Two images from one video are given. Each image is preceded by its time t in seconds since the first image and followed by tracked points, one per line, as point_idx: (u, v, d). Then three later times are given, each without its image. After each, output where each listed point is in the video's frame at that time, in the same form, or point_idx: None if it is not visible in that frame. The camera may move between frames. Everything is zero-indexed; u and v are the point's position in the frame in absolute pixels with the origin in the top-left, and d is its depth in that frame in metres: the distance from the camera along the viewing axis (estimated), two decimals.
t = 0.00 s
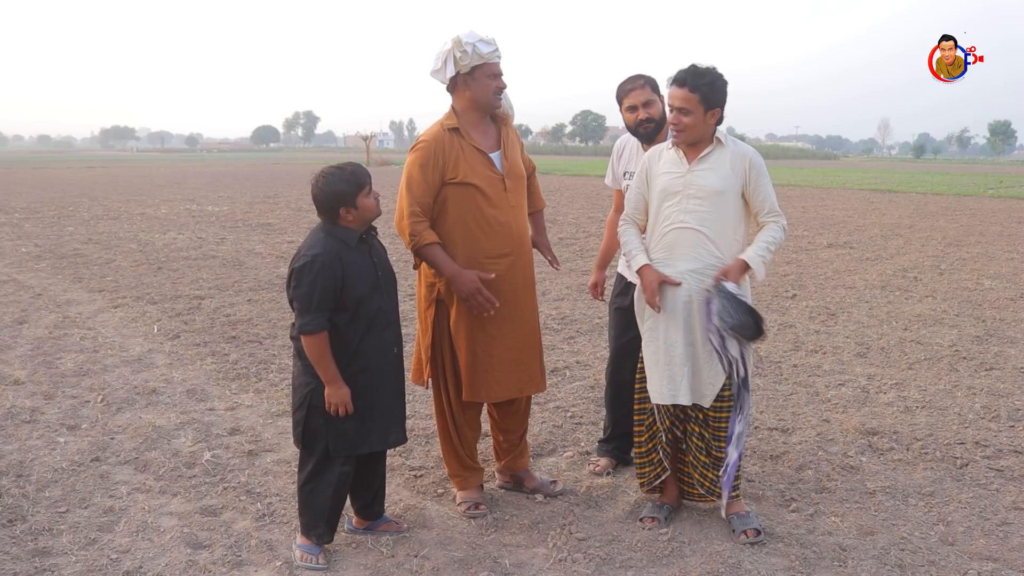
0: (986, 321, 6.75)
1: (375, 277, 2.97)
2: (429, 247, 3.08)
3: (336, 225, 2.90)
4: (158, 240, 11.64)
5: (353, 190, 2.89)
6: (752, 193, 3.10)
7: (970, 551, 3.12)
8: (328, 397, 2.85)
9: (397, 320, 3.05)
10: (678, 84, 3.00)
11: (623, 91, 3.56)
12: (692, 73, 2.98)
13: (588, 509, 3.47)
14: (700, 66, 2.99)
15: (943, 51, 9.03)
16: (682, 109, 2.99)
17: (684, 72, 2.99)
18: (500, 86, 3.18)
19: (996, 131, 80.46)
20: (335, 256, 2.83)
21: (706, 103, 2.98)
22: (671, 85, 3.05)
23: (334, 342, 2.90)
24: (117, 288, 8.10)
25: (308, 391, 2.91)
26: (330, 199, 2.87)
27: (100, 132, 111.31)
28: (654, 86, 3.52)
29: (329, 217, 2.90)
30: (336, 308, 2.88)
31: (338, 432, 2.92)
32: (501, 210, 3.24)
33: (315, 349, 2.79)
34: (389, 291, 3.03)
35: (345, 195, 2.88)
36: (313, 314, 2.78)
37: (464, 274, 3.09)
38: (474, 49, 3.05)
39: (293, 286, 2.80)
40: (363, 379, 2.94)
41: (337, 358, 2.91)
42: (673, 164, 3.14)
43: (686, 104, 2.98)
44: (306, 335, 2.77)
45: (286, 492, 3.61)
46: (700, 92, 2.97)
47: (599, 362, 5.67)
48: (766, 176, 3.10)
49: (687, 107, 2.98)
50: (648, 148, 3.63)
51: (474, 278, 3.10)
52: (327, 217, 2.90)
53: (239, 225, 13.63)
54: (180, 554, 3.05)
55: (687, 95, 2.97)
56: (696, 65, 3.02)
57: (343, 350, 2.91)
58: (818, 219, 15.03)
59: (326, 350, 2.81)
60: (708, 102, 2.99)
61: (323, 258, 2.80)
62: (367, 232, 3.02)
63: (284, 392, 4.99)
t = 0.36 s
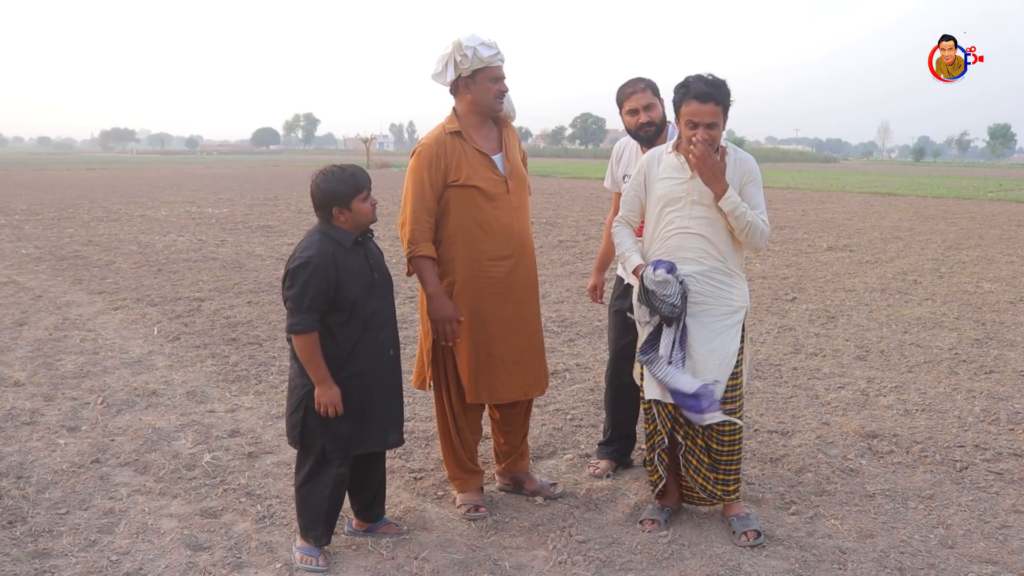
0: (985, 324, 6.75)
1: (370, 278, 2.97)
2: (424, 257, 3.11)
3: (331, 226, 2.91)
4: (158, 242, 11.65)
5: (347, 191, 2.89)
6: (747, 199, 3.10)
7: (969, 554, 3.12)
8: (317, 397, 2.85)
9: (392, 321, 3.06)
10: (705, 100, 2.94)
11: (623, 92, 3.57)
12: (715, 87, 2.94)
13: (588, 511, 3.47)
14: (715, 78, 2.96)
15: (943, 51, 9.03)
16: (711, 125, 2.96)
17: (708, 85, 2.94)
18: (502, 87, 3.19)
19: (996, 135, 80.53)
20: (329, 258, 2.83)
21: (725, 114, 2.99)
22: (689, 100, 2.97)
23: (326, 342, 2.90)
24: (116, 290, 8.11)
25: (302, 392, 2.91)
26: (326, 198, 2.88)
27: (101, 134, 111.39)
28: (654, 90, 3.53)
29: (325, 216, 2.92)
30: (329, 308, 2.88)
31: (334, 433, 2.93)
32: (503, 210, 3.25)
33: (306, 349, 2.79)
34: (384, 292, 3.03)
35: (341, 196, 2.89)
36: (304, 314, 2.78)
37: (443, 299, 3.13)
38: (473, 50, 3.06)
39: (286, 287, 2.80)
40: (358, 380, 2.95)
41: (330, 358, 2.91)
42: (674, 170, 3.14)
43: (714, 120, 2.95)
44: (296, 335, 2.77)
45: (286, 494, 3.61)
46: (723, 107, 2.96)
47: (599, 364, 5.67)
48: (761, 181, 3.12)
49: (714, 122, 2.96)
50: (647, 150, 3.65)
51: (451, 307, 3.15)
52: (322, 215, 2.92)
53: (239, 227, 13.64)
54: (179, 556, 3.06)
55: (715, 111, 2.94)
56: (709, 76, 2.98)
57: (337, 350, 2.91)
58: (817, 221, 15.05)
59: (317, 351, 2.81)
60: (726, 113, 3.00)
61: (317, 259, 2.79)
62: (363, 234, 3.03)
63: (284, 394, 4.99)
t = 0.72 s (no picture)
0: (985, 327, 6.75)
1: (364, 283, 2.96)
2: (423, 264, 3.12)
3: (328, 229, 2.92)
4: (158, 244, 11.66)
5: (344, 195, 2.89)
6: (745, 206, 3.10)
7: (969, 557, 3.12)
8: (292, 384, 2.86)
9: (385, 325, 3.05)
10: (706, 101, 2.95)
11: (622, 94, 3.57)
12: (713, 88, 2.94)
13: (588, 514, 3.47)
14: (713, 80, 2.97)
15: (943, 51, 9.05)
16: (711, 125, 2.97)
17: (707, 86, 2.95)
18: (503, 94, 3.19)
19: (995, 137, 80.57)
20: (320, 260, 2.83)
21: (725, 115, 3.01)
22: (689, 101, 2.98)
23: (313, 340, 2.91)
24: (117, 292, 8.11)
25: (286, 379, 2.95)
26: (323, 202, 2.89)
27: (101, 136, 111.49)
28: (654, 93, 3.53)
29: (321, 219, 2.92)
30: (315, 306, 2.88)
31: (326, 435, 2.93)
32: (504, 215, 3.25)
33: (279, 337, 2.77)
34: (378, 295, 3.03)
35: (337, 200, 2.89)
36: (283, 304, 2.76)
37: (435, 309, 3.16)
38: (475, 62, 3.04)
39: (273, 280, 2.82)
40: (348, 383, 2.94)
41: (320, 358, 2.91)
42: (674, 172, 3.15)
43: (713, 121, 2.96)
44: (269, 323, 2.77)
45: (286, 497, 3.61)
46: (722, 106, 2.97)
47: (599, 367, 5.68)
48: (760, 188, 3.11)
49: (714, 123, 2.97)
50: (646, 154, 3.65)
51: (443, 318, 3.19)
52: (319, 218, 2.92)
53: (239, 229, 13.65)
54: (179, 558, 3.06)
55: (714, 111, 2.95)
56: (707, 78, 2.99)
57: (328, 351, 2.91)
58: (817, 224, 15.07)
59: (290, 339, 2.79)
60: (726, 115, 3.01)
61: (307, 258, 2.80)
62: (361, 238, 3.03)
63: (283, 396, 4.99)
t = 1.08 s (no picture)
0: (985, 331, 6.75)
1: (362, 284, 2.97)
2: (421, 266, 3.12)
3: (328, 230, 2.92)
4: (159, 246, 11.66)
5: (346, 198, 2.89)
6: (745, 210, 3.10)
7: (969, 560, 3.12)
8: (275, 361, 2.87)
9: (382, 328, 3.07)
10: (679, 96, 3.01)
11: (623, 95, 3.58)
12: (690, 87, 2.99)
13: (588, 516, 3.47)
14: (703, 80, 2.99)
15: (943, 52, 9.06)
16: (678, 121, 3.01)
17: (686, 85, 3.00)
18: (502, 98, 3.19)
19: (995, 141, 80.61)
20: (316, 256, 2.84)
21: (707, 118, 2.98)
22: (673, 96, 3.06)
23: (308, 336, 2.90)
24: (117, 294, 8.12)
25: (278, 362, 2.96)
26: (324, 205, 2.90)
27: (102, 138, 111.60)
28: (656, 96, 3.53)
29: (323, 220, 2.92)
30: (308, 300, 2.88)
31: (323, 436, 2.93)
32: (503, 217, 3.26)
33: (258, 312, 2.75)
34: (376, 297, 3.04)
35: (338, 203, 2.89)
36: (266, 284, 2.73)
37: (447, 310, 3.14)
38: (473, 68, 3.05)
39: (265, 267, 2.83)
40: (342, 382, 2.94)
41: (314, 355, 2.91)
42: (673, 176, 3.16)
43: (683, 117, 3.00)
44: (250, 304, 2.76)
45: (286, 498, 3.61)
46: (700, 105, 2.97)
47: (599, 369, 5.68)
48: (761, 192, 3.10)
49: (683, 120, 3.00)
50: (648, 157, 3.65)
51: (456, 317, 3.16)
52: (321, 221, 2.93)
53: (240, 231, 13.66)
54: (179, 560, 3.06)
55: (685, 107, 2.99)
56: (699, 78, 3.02)
57: (324, 351, 2.91)
58: (818, 227, 15.08)
59: (270, 315, 2.77)
60: (709, 118, 2.99)
61: (303, 252, 2.81)
62: (363, 242, 3.03)
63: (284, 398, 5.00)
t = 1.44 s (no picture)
0: (985, 333, 6.75)
1: (362, 284, 2.97)
2: (417, 267, 3.13)
3: (330, 229, 2.93)
4: (159, 247, 11.66)
5: (348, 198, 2.89)
6: (743, 212, 3.09)
7: (969, 563, 3.12)
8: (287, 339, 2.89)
9: (383, 328, 3.06)
10: (680, 97, 3.02)
11: (626, 95, 3.59)
12: (691, 87, 3.00)
13: (588, 518, 3.47)
14: (703, 82, 3.00)
15: (943, 52, 9.07)
16: (679, 121, 3.02)
17: (686, 86, 3.02)
18: (503, 100, 3.19)
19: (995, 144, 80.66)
20: (316, 253, 2.84)
21: (707, 119, 2.99)
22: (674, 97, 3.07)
23: (308, 331, 2.91)
24: (117, 295, 8.11)
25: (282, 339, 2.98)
26: (328, 205, 2.90)
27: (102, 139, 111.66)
28: (658, 97, 3.53)
29: (325, 220, 2.92)
30: (308, 298, 2.89)
31: (322, 434, 2.93)
32: (503, 219, 3.26)
33: (260, 293, 2.72)
34: (377, 298, 3.04)
35: (340, 202, 2.89)
36: (267, 269, 2.72)
37: (437, 313, 3.18)
38: (473, 71, 3.05)
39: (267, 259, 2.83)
40: (342, 380, 2.94)
41: (314, 351, 2.91)
42: (673, 178, 3.17)
43: (682, 118, 3.01)
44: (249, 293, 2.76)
45: (286, 500, 3.61)
46: (700, 105, 2.98)
47: (599, 371, 5.68)
48: (761, 195, 3.09)
49: (683, 121, 3.01)
50: (648, 158, 3.65)
51: (444, 321, 3.21)
52: (324, 221, 2.93)
53: (240, 232, 13.66)
54: (179, 561, 3.06)
55: (685, 108, 3.00)
56: (700, 80, 3.03)
57: (324, 349, 2.91)
58: (818, 229, 15.09)
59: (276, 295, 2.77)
60: (709, 118, 2.99)
61: (304, 247, 2.82)
62: (365, 242, 3.03)
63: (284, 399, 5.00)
